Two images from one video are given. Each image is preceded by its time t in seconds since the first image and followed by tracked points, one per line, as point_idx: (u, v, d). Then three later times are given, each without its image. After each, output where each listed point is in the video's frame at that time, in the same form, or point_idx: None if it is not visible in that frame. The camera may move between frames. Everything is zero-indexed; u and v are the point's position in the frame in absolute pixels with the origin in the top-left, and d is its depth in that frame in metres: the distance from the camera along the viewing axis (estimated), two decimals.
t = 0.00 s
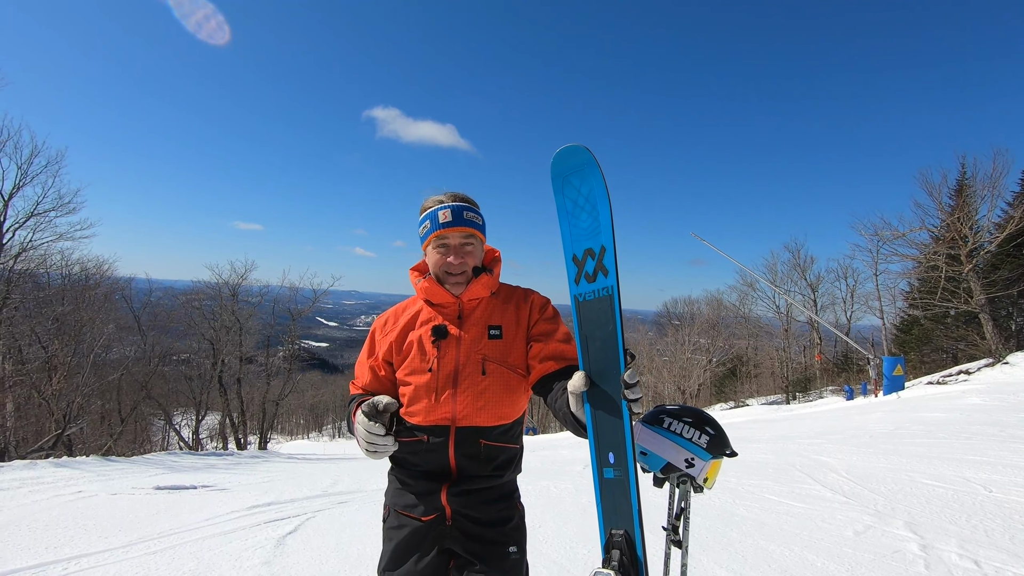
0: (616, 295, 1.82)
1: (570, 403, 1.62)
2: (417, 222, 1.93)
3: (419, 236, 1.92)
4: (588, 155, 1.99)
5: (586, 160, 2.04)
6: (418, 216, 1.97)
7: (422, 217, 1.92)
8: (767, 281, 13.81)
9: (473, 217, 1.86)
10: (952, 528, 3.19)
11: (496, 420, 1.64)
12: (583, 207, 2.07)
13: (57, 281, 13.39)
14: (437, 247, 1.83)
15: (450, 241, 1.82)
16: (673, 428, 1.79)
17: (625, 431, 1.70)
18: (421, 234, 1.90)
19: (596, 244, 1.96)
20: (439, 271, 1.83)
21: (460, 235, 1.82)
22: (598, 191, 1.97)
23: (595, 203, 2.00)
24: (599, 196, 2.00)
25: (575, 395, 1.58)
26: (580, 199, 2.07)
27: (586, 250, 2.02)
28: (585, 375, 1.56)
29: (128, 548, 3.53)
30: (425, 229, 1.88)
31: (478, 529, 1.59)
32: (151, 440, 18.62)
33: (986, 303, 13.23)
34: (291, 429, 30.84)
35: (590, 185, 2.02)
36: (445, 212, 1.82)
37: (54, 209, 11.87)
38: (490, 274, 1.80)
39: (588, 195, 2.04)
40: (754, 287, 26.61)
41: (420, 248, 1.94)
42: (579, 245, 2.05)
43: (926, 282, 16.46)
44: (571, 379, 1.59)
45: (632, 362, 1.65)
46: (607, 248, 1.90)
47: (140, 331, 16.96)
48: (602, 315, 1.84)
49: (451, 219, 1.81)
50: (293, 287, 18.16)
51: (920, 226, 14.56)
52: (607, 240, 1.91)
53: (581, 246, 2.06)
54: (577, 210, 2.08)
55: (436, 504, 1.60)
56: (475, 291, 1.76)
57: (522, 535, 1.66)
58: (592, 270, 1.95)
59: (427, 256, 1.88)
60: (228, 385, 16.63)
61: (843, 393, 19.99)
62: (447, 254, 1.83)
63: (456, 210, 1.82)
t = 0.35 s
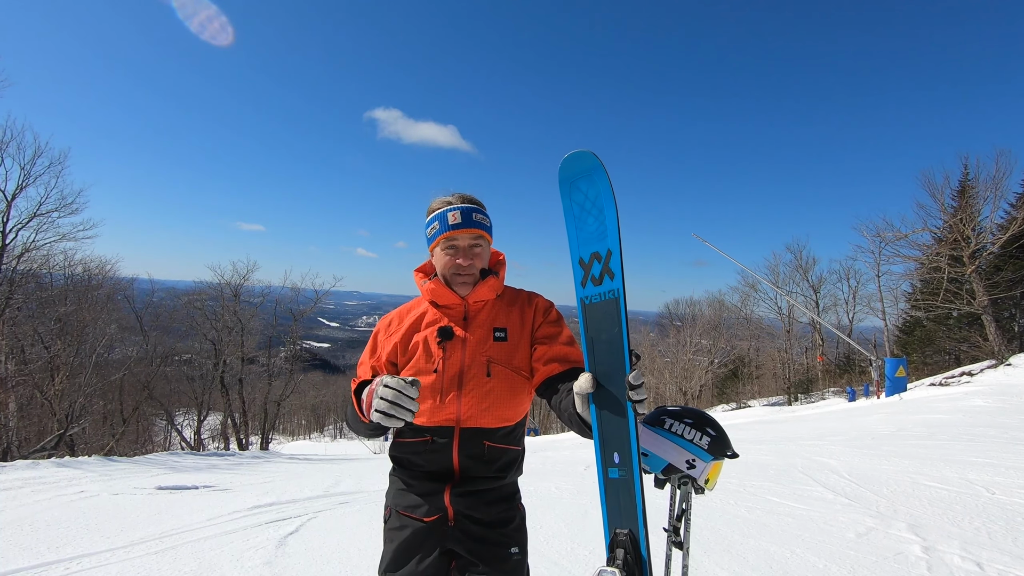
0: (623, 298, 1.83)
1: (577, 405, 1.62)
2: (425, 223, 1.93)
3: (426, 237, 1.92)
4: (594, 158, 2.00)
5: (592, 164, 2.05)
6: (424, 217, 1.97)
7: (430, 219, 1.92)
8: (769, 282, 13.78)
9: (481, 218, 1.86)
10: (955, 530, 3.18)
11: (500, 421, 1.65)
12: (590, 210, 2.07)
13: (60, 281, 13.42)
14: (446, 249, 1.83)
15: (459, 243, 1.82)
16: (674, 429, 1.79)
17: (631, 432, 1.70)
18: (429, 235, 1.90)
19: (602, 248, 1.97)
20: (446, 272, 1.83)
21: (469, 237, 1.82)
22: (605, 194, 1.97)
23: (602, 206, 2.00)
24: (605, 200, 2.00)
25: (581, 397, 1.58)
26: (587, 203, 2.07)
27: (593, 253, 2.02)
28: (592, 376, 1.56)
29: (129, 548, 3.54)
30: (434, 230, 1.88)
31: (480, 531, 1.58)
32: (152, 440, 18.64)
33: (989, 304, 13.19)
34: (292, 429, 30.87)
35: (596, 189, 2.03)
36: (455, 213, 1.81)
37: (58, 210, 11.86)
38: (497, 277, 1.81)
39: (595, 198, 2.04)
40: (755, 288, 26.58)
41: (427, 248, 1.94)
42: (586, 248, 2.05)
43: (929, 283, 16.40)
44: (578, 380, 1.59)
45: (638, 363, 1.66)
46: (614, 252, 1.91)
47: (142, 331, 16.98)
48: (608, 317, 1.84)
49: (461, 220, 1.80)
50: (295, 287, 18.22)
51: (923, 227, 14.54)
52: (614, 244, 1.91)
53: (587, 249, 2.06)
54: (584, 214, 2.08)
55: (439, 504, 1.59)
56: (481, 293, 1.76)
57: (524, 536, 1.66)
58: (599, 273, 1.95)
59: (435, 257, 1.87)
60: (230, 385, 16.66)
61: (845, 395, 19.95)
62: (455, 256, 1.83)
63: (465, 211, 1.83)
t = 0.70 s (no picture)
0: (637, 301, 1.83)
1: (588, 404, 1.61)
2: (425, 225, 1.93)
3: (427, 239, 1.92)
4: (611, 163, 2.01)
5: (608, 169, 2.05)
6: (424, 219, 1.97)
7: (429, 220, 1.93)
8: (770, 284, 13.75)
9: (480, 218, 1.86)
10: (957, 531, 3.18)
11: (505, 421, 1.65)
12: (605, 215, 2.07)
13: (62, 282, 13.44)
14: (447, 249, 1.83)
15: (458, 242, 1.82)
16: (676, 430, 1.79)
17: (643, 432, 1.70)
18: (430, 237, 1.90)
19: (617, 252, 1.97)
20: (448, 273, 1.83)
21: (469, 236, 1.82)
22: (620, 200, 1.98)
23: (617, 211, 2.00)
24: (620, 204, 2.00)
25: (593, 397, 1.58)
26: (602, 207, 2.07)
27: (608, 257, 2.02)
28: (605, 377, 1.55)
29: (131, 548, 3.54)
30: (434, 232, 1.88)
31: (484, 532, 1.58)
32: (154, 441, 18.65)
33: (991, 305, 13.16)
34: (293, 430, 30.89)
35: (611, 194, 2.03)
36: (453, 214, 1.82)
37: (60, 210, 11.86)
38: (500, 276, 1.81)
39: (610, 203, 2.05)
40: (757, 289, 26.56)
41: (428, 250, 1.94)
42: (600, 252, 2.05)
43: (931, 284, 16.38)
44: (590, 380, 1.58)
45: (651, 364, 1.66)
46: (629, 256, 1.91)
47: (143, 331, 16.98)
48: (622, 319, 1.85)
49: (459, 220, 1.81)
50: (296, 288, 18.28)
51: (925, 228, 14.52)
52: (629, 248, 1.91)
53: (602, 253, 2.07)
54: (599, 218, 2.08)
55: (444, 504, 1.59)
56: (485, 292, 1.76)
57: (528, 537, 1.66)
58: (613, 276, 1.95)
59: (436, 258, 1.87)
60: (231, 386, 16.67)
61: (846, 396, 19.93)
62: (456, 256, 1.83)
63: (463, 211, 1.83)
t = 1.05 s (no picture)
0: (652, 304, 1.83)
1: (598, 405, 1.60)
2: (435, 223, 1.92)
3: (436, 236, 1.92)
4: (630, 167, 2.01)
5: (627, 172, 2.06)
6: (434, 217, 1.97)
7: (439, 218, 1.92)
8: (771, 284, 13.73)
9: (491, 218, 1.87)
10: (956, 531, 3.18)
11: (508, 422, 1.65)
12: (620, 218, 2.07)
13: (61, 281, 13.43)
14: (458, 247, 1.82)
15: (471, 241, 1.82)
16: (676, 430, 1.79)
17: (656, 432, 1.70)
18: (440, 234, 1.89)
19: (633, 254, 1.97)
20: (456, 271, 1.83)
21: (481, 235, 1.83)
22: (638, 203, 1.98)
23: (634, 215, 2.00)
24: (637, 208, 2.00)
25: (606, 397, 1.56)
26: (619, 210, 2.07)
27: (622, 259, 2.02)
28: (619, 377, 1.53)
29: (130, 548, 3.54)
30: (445, 229, 1.88)
31: (485, 532, 1.58)
32: (153, 440, 18.64)
33: (991, 305, 13.17)
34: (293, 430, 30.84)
35: (629, 197, 2.03)
36: (467, 212, 1.82)
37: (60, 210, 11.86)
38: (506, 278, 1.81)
39: (627, 206, 2.04)
40: (757, 289, 26.56)
41: (437, 248, 1.93)
42: (615, 254, 2.05)
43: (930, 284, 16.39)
44: (603, 380, 1.57)
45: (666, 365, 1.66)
46: (645, 259, 1.91)
47: (143, 331, 16.96)
48: (635, 320, 1.85)
49: (474, 219, 1.81)
50: (296, 288, 18.31)
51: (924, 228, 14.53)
52: (645, 251, 1.91)
53: (617, 255, 2.06)
54: (615, 221, 2.08)
55: (446, 504, 1.59)
56: (491, 293, 1.76)
57: (528, 537, 1.66)
58: (628, 278, 1.95)
59: (445, 256, 1.87)
60: (231, 385, 16.67)
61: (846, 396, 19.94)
62: (467, 254, 1.82)
63: (477, 210, 1.84)
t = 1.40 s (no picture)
0: (659, 304, 1.83)
1: (603, 404, 1.60)
2: (436, 221, 1.92)
3: (438, 235, 1.92)
4: (638, 168, 2.02)
5: (634, 173, 2.06)
6: (435, 215, 1.96)
7: (440, 216, 1.91)
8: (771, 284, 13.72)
9: (493, 216, 1.87)
10: (955, 532, 3.18)
11: (511, 422, 1.65)
12: (628, 218, 2.07)
13: (61, 280, 13.41)
14: (460, 245, 1.82)
15: (474, 239, 1.81)
16: (677, 430, 1.79)
17: (660, 431, 1.70)
18: (441, 232, 1.89)
19: (640, 255, 1.97)
20: (457, 270, 1.82)
21: (483, 233, 1.82)
22: (645, 203, 1.98)
23: (641, 216, 2.00)
24: (644, 208, 2.01)
25: (612, 396, 1.57)
26: (626, 211, 2.07)
27: (629, 260, 2.02)
28: (625, 376, 1.53)
29: (128, 548, 3.53)
30: (447, 227, 1.87)
31: (488, 532, 1.58)
32: (152, 440, 18.62)
33: (989, 306, 13.19)
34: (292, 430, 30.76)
35: (635, 198, 2.03)
36: (470, 210, 1.82)
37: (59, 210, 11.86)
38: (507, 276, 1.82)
39: (634, 207, 2.04)
40: (756, 289, 26.56)
41: (438, 246, 1.93)
42: (621, 254, 2.05)
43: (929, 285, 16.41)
44: (608, 380, 1.57)
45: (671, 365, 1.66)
46: (651, 260, 1.92)
47: (142, 330, 16.94)
48: (641, 321, 1.85)
49: (476, 216, 1.81)
50: (296, 288, 18.30)
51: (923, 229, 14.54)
52: (652, 252, 1.92)
53: (623, 256, 2.06)
54: (622, 222, 2.08)
55: (449, 504, 1.59)
56: (492, 292, 1.76)
57: (530, 535, 1.67)
58: (634, 279, 1.95)
59: (446, 254, 1.86)
60: (230, 384, 16.66)
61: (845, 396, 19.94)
62: (469, 252, 1.82)
63: (479, 208, 1.84)
